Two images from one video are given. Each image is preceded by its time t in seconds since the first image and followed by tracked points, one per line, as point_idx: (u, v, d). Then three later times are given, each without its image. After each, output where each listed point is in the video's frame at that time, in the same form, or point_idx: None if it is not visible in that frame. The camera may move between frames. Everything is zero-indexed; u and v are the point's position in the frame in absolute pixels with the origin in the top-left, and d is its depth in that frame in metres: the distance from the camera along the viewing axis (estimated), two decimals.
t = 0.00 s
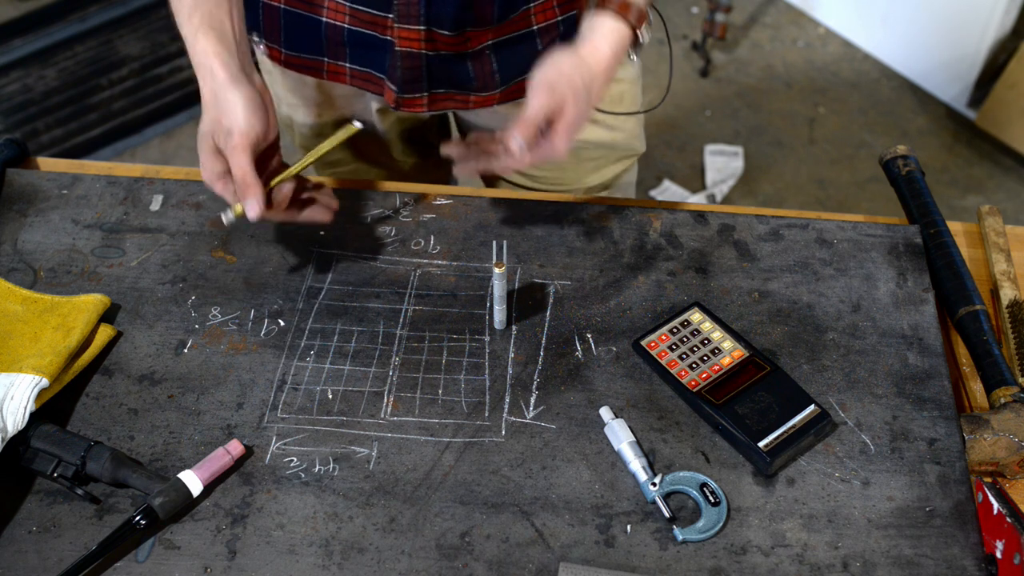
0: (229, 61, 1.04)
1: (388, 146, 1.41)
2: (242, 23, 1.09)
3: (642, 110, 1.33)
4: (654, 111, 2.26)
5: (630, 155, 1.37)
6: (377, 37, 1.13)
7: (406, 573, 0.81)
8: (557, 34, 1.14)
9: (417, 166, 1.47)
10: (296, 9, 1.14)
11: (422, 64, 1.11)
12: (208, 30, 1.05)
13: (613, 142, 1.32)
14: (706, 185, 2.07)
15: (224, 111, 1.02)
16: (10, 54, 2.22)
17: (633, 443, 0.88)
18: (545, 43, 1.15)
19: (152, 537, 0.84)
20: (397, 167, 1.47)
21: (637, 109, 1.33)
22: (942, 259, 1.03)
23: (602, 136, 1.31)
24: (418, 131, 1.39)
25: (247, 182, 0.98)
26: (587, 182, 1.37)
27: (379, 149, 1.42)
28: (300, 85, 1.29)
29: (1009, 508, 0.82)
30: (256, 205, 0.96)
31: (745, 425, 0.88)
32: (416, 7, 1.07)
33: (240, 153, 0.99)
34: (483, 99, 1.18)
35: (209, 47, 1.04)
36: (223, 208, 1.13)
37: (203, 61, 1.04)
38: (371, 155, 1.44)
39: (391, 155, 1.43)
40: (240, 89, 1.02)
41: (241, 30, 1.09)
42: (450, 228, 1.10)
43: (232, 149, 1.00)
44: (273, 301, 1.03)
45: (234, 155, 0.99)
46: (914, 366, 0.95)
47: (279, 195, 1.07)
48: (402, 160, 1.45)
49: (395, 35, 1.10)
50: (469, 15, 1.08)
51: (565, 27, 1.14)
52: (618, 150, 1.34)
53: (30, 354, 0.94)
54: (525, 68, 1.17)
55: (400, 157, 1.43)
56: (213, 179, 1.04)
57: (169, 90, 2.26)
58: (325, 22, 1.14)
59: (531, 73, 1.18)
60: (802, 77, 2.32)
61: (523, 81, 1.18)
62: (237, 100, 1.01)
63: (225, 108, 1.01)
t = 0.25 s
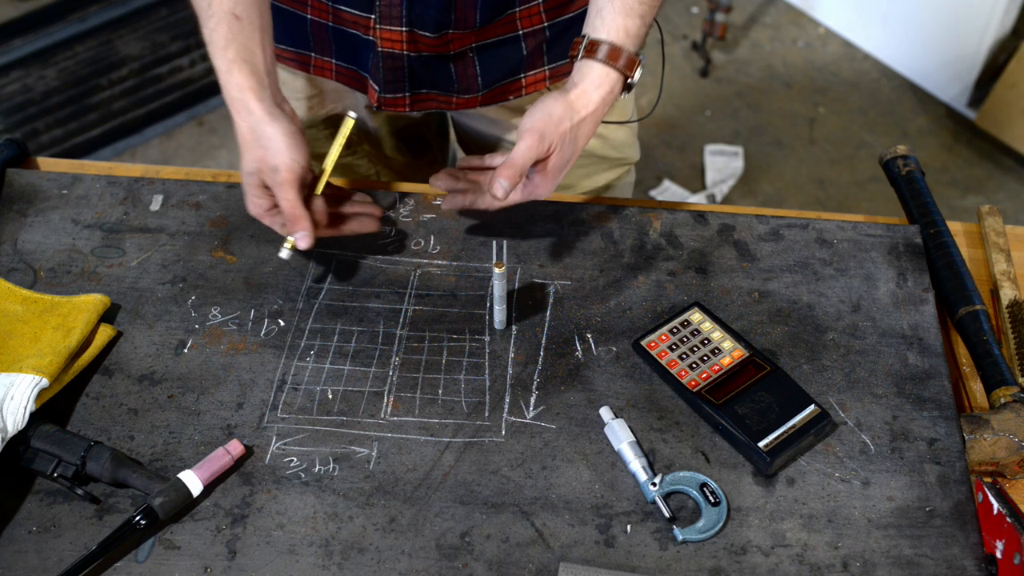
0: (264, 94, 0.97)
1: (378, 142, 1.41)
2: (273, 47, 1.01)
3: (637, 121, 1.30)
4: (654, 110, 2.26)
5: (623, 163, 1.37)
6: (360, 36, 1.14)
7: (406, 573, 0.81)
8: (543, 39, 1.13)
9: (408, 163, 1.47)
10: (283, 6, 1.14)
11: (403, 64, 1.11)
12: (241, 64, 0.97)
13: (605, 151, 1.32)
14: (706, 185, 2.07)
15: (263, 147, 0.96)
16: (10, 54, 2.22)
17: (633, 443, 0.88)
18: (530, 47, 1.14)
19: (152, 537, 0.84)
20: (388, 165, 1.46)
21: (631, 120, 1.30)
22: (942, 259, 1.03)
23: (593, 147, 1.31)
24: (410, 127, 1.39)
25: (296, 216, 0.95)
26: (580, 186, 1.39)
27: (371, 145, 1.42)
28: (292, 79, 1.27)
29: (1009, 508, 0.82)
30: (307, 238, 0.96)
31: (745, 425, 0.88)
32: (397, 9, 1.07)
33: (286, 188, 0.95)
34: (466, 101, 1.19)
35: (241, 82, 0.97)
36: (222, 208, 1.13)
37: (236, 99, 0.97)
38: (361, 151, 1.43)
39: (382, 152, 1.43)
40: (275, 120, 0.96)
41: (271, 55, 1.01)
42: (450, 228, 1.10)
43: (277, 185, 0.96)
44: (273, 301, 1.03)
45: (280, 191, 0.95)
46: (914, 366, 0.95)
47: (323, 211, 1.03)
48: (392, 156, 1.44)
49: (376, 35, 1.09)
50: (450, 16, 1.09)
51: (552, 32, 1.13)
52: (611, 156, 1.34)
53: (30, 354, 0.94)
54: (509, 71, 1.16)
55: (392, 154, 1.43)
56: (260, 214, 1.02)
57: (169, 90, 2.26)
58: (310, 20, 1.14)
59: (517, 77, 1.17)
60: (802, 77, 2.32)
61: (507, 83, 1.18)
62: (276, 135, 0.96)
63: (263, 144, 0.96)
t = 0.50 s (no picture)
0: (267, 84, 0.99)
1: (384, 144, 1.42)
2: (273, 39, 1.02)
3: (644, 115, 1.31)
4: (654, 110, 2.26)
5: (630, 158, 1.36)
6: (370, 39, 1.13)
7: (406, 573, 0.81)
8: (552, 37, 1.14)
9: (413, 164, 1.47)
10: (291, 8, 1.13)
11: (414, 66, 1.12)
12: (242, 57, 0.98)
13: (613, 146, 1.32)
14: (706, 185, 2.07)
15: (269, 135, 0.98)
16: (10, 54, 2.22)
17: (633, 443, 0.88)
18: (540, 45, 1.14)
19: (152, 537, 0.84)
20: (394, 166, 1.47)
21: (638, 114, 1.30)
22: (942, 259, 1.03)
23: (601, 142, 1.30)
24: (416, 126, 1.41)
25: (308, 199, 0.97)
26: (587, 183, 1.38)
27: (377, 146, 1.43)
28: (298, 82, 1.29)
29: (1009, 508, 0.82)
30: (319, 220, 0.98)
31: (745, 425, 0.88)
32: (408, 10, 1.07)
33: (295, 175, 0.97)
34: (477, 100, 1.19)
35: (245, 76, 0.98)
36: (222, 208, 1.13)
37: (241, 90, 0.98)
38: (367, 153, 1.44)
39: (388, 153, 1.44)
40: (279, 111, 0.98)
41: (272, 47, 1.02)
42: (450, 228, 1.10)
43: (286, 172, 0.98)
44: (273, 301, 1.03)
45: (290, 178, 0.97)
46: (914, 366, 0.95)
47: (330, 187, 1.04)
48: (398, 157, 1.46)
49: (388, 37, 1.10)
50: (461, 17, 1.08)
51: (561, 30, 1.13)
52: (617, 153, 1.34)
53: (30, 354, 0.94)
54: (519, 69, 1.16)
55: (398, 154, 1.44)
56: (276, 205, 1.04)
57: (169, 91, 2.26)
58: (320, 22, 1.14)
59: (527, 75, 1.17)
60: (802, 77, 2.32)
61: (518, 82, 1.18)
62: (278, 124, 0.97)
63: (270, 134, 0.98)
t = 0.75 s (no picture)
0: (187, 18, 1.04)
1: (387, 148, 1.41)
2: None
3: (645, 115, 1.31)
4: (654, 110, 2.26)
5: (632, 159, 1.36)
6: (374, 41, 1.12)
7: (406, 573, 0.81)
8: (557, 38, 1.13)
9: (415, 167, 1.47)
10: (294, 12, 1.13)
11: (419, 69, 1.13)
12: None
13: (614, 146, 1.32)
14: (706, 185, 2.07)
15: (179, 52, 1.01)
16: (10, 54, 2.22)
17: (633, 443, 0.88)
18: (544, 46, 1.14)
19: (152, 537, 0.84)
20: (396, 169, 1.47)
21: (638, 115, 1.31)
22: (942, 259, 1.03)
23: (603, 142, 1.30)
24: (419, 132, 1.40)
25: (217, 105, 0.97)
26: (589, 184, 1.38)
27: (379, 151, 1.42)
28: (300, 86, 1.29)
29: (1009, 508, 0.82)
30: (231, 125, 0.96)
31: (745, 425, 0.88)
32: (413, 13, 1.07)
33: (201, 84, 0.98)
34: (482, 103, 1.19)
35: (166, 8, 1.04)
36: (222, 208, 1.13)
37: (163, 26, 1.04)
38: (369, 157, 1.44)
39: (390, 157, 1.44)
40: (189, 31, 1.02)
41: None
42: (450, 228, 1.10)
43: (194, 81, 0.99)
44: (273, 301, 1.03)
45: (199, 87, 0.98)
46: (914, 366, 0.95)
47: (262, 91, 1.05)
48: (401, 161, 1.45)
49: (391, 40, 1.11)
50: (465, 19, 1.08)
51: (566, 31, 1.12)
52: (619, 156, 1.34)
53: (30, 355, 0.94)
54: (522, 71, 1.16)
55: (400, 158, 1.44)
56: (199, 126, 1.04)
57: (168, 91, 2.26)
58: (323, 25, 1.13)
59: (531, 76, 1.18)
60: (802, 77, 2.32)
61: (521, 84, 1.18)
62: (188, 43, 1.01)
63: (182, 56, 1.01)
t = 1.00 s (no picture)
0: None
1: (382, 148, 1.42)
2: None
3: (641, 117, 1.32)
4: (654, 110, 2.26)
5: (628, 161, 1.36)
6: (368, 42, 1.12)
7: (406, 573, 0.81)
8: (549, 39, 1.14)
9: (411, 167, 1.47)
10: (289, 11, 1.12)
11: (412, 70, 1.13)
12: None
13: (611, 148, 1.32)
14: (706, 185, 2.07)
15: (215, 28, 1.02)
16: (10, 54, 2.21)
17: (633, 443, 0.88)
18: (537, 47, 1.14)
19: (152, 537, 0.84)
20: (392, 170, 1.47)
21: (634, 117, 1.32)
22: (942, 259, 1.03)
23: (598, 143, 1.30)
24: (414, 131, 1.41)
25: (247, 88, 0.99)
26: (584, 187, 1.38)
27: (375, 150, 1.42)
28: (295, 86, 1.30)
29: (1009, 508, 0.82)
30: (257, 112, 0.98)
31: (745, 425, 0.88)
32: (406, 15, 1.07)
33: (235, 64, 1.00)
34: (475, 104, 1.19)
35: None
36: (222, 208, 1.13)
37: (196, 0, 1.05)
38: (365, 157, 1.44)
39: (386, 157, 1.44)
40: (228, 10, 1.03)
41: None
42: (450, 228, 1.10)
43: (228, 61, 1.00)
44: (273, 301, 1.03)
45: (231, 67, 1.00)
46: (914, 366, 0.95)
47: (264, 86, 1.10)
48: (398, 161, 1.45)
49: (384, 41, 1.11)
50: (457, 21, 1.08)
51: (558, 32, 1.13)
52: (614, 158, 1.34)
53: (30, 355, 0.94)
54: (516, 72, 1.17)
55: (396, 158, 1.44)
56: (210, 101, 1.02)
57: (168, 91, 2.26)
58: (317, 25, 1.12)
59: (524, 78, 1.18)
60: (802, 77, 2.32)
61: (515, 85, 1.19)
62: (227, 21, 1.03)
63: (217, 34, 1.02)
